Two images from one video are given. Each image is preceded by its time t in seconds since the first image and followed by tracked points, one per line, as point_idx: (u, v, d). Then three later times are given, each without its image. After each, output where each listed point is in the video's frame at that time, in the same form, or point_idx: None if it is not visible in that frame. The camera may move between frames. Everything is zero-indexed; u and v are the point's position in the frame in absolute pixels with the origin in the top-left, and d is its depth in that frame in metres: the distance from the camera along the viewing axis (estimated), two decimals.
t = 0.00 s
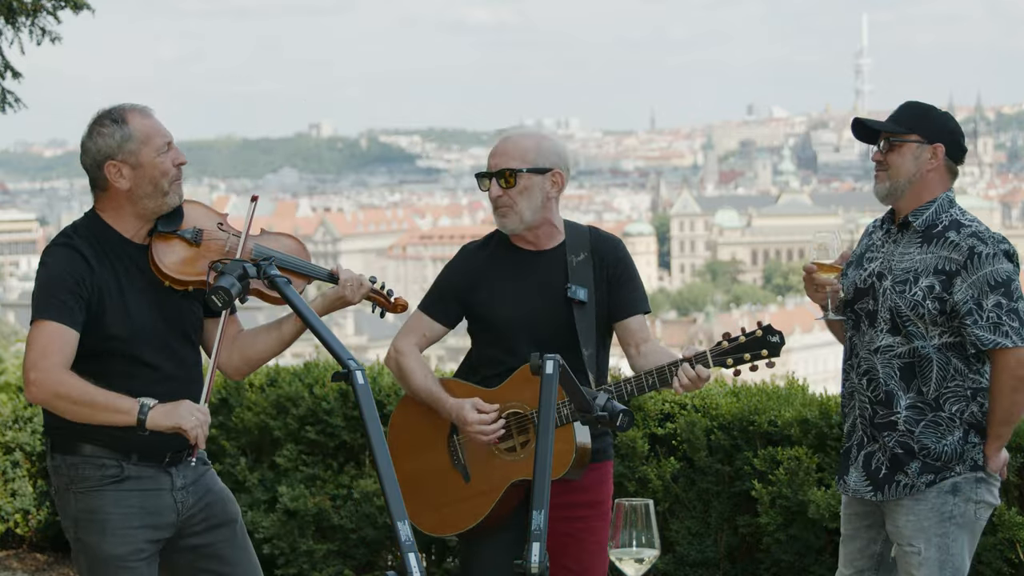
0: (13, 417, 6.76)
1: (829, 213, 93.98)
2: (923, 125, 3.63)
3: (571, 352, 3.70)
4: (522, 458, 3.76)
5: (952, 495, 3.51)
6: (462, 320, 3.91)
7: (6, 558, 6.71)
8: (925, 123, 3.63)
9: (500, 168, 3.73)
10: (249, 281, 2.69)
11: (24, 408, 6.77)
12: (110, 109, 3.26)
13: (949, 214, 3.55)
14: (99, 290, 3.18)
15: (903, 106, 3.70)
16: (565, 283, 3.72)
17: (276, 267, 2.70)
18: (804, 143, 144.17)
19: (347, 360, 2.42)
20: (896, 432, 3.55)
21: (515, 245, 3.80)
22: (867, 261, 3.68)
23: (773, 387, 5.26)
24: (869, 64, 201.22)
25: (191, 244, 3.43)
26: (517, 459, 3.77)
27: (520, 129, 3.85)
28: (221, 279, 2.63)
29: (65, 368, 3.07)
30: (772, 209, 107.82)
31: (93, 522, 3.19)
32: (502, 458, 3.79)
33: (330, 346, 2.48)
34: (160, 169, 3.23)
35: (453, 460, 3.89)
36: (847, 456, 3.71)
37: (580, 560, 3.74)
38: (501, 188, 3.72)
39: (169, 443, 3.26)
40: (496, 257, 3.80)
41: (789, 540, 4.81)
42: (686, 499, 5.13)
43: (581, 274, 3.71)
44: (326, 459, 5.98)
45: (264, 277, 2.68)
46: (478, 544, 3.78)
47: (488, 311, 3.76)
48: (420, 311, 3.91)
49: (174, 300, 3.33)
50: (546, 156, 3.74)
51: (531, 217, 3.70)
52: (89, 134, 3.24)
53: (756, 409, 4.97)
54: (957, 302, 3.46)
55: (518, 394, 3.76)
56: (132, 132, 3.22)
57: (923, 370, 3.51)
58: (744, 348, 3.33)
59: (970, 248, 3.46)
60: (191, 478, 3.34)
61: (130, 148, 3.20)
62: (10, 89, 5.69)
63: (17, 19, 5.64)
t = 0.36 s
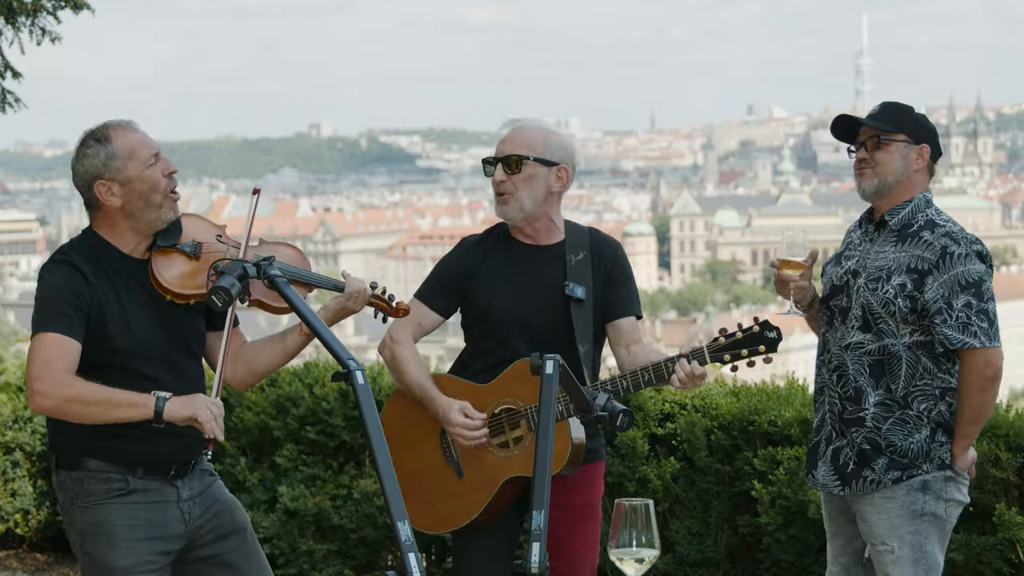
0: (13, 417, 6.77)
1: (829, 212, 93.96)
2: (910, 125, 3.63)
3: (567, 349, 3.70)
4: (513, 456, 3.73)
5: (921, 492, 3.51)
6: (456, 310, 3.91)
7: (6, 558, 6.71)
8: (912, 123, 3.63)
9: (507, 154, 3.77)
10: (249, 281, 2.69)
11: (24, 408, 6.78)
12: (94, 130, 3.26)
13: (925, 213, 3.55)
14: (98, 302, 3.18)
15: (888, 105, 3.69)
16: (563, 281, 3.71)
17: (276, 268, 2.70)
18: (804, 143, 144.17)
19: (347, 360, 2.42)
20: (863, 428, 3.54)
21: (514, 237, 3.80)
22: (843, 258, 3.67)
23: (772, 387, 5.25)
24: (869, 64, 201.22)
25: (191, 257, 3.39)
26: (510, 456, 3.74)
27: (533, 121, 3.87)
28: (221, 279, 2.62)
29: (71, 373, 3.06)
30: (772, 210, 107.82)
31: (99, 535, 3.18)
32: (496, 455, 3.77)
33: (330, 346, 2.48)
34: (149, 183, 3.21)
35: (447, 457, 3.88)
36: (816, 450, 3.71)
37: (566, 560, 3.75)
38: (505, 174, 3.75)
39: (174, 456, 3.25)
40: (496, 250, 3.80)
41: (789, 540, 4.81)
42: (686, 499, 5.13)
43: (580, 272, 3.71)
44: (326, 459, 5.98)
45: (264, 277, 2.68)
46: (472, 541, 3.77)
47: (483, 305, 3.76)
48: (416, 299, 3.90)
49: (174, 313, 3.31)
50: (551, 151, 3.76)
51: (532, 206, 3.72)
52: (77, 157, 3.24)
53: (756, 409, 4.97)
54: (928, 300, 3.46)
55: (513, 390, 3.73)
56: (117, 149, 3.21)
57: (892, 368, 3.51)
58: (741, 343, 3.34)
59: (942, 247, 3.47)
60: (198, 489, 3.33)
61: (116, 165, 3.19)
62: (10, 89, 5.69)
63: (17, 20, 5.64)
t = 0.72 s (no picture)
0: (13, 417, 6.77)
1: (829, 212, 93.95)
2: (883, 129, 3.61)
3: (570, 350, 3.70)
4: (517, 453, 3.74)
5: (897, 493, 3.51)
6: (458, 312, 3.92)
7: (6, 558, 6.71)
8: (885, 127, 3.61)
9: (511, 154, 3.77)
10: (248, 281, 2.69)
11: (23, 408, 6.78)
12: (96, 141, 3.26)
13: (907, 219, 3.54)
14: (98, 311, 3.18)
15: (874, 111, 3.69)
16: (566, 281, 3.71)
17: (276, 267, 2.70)
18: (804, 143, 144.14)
19: (347, 360, 2.42)
20: (841, 429, 3.55)
21: (518, 237, 3.81)
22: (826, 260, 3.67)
23: (773, 387, 5.25)
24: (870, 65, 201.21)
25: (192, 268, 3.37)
26: (512, 454, 3.74)
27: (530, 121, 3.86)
28: (221, 279, 2.62)
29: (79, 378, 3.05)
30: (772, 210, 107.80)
31: (101, 545, 3.17)
32: (499, 453, 3.77)
33: (330, 346, 2.48)
34: (150, 194, 3.21)
35: (448, 454, 3.88)
36: (797, 449, 3.72)
37: (569, 562, 3.75)
38: (508, 174, 3.75)
39: (176, 464, 3.26)
40: (502, 250, 3.80)
41: (789, 540, 4.81)
42: (686, 499, 5.14)
43: (583, 273, 3.71)
44: (326, 459, 5.98)
45: (264, 276, 2.68)
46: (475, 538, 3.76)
47: (486, 305, 3.76)
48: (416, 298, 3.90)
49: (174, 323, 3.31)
50: (556, 152, 3.77)
51: (535, 206, 3.72)
52: (78, 168, 3.25)
53: (756, 409, 4.96)
54: (905, 308, 3.45)
55: (516, 388, 3.74)
56: (118, 160, 3.21)
57: (870, 372, 3.51)
58: (744, 343, 3.33)
59: (922, 255, 3.46)
60: (199, 499, 3.34)
61: (117, 176, 3.19)
62: (9, 89, 5.68)
63: (17, 19, 5.63)
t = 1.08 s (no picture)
0: (13, 417, 6.78)
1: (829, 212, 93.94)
2: (901, 132, 3.62)
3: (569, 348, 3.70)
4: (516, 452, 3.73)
5: (903, 494, 3.51)
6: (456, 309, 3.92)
7: (6, 558, 6.71)
8: (903, 131, 3.62)
9: (519, 147, 3.77)
10: (249, 281, 2.69)
11: (23, 409, 6.79)
12: (92, 148, 3.27)
13: (912, 221, 3.55)
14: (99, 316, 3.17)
15: (880, 111, 3.68)
16: (565, 279, 3.71)
17: (277, 267, 2.70)
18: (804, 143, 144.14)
19: (347, 360, 2.42)
20: (848, 432, 3.54)
21: (516, 234, 3.81)
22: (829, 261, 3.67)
23: (773, 387, 5.25)
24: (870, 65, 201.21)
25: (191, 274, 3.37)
26: (512, 452, 3.74)
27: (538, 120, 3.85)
28: (221, 279, 2.62)
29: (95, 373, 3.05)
30: (772, 210, 107.80)
31: (101, 549, 3.17)
32: (499, 452, 3.76)
33: (330, 346, 2.48)
34: (148, 198, 3.21)
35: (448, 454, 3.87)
36: (801, 451, 3.70)
37: (567, 561, 3.75)
38: (516, 167, 3.76)
39: (175, 469, 3.26)
40: (502, 250, 3.79)
41: (789, 540, 4.81)
42: (686, 499, 5.14)
43: (582, 271, 3.71)
44: (326, 459, 5.98)
45: (264, 277, 2.68)
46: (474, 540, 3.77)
47: (485, 304, 3.76)
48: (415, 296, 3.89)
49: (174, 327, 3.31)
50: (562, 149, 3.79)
51: (542, 203, 3.72)
52: (76, 176, 3.25)
53: (756, 409, 4.96)
54: (913, 310, 3.45)
55: (514, 387, 3.74)
56: (115, 165, 3.21)
57: (877, 374, 3.51)
58: (742, 339, 3.33)
59: (930, 257, 3.47)
60: (199, 501, 3.33)
61: (114, 181, 3.19)
62: (10, 89, 5.68)
63: (17, 19, 5.63)
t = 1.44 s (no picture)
0: (13, 417, 6.78)
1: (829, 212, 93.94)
2: (923, 124, 3.61)
3: (571, 348, 3.70)
4: (518, 452, 3.73)
5: (934, 490, 3.51)
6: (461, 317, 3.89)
7: (6, 557, 6.71)
8: (926, 122, 3.61)
9: (527, 153, 3.75)
10: (249, 282, 2.69)
11: (23, 409, 6.79)
12: (95, 144, 3.25)
13: (936, 214, 3.55)
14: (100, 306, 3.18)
15: (908, 103, 3.67)
16: (567, 280, 3.71)
17: (277, 268, 2.70)
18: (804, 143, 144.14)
19: (347, 360, 2.42)
20: (878, 428, 3.54)
21: (518, 240, 3.81)
22: (851, 257, 3.67)
23: (773, 387, 5.25)
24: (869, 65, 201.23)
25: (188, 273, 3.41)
26: (515, 452, 3.74)
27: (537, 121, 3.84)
28: (222, 279, 2.62)
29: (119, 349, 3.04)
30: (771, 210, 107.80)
31: (99, 547, 3.16)
32: (501, 452, 3.76)
33: (330, 346, 2.48)
34: (147, 198, 3.20)
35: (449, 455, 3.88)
36: (826, 450, 3.70)
37: (571, 560, 3.74)
38: (523, 173, 3.74)
39: (173, 466, 3.25)
40: (506, 254, 3.80)
41: (789, 540, 4.81)
42: (686, 499, 5.14)
43: (584, 272, 3.71)
44: (326, 459, 5.98)
45: (264, 277, 2.68)
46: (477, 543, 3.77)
47: (486, 306, 3.76)
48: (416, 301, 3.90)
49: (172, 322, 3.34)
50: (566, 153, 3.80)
51: (550, 208, 3.73)
52: (77, 170, 3.23)
53: (756, 409, 4.96)
54: (946, 303, 3.45)
55: (515, 388, 3.75)
56: (117, 164, 3.19)
57: (907, 368, 3.51)
58: (742, 334, 3.33)
59: (960, 248, 3.45)
60: (197, 499, 3.34)
61: (115, 179, 3.18)
62: (10, 89, 5.69)
63: (17, 20, 5.63)
